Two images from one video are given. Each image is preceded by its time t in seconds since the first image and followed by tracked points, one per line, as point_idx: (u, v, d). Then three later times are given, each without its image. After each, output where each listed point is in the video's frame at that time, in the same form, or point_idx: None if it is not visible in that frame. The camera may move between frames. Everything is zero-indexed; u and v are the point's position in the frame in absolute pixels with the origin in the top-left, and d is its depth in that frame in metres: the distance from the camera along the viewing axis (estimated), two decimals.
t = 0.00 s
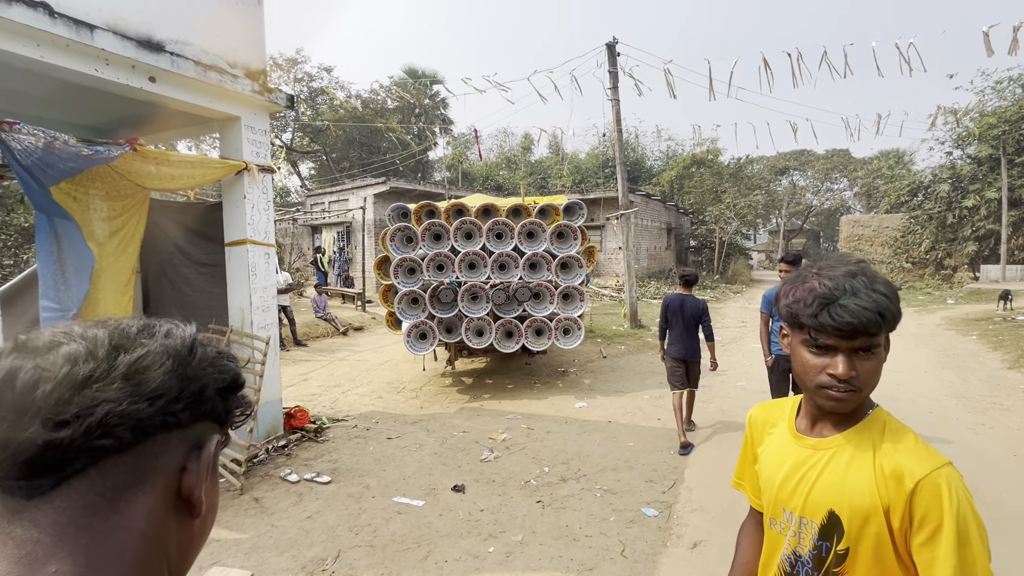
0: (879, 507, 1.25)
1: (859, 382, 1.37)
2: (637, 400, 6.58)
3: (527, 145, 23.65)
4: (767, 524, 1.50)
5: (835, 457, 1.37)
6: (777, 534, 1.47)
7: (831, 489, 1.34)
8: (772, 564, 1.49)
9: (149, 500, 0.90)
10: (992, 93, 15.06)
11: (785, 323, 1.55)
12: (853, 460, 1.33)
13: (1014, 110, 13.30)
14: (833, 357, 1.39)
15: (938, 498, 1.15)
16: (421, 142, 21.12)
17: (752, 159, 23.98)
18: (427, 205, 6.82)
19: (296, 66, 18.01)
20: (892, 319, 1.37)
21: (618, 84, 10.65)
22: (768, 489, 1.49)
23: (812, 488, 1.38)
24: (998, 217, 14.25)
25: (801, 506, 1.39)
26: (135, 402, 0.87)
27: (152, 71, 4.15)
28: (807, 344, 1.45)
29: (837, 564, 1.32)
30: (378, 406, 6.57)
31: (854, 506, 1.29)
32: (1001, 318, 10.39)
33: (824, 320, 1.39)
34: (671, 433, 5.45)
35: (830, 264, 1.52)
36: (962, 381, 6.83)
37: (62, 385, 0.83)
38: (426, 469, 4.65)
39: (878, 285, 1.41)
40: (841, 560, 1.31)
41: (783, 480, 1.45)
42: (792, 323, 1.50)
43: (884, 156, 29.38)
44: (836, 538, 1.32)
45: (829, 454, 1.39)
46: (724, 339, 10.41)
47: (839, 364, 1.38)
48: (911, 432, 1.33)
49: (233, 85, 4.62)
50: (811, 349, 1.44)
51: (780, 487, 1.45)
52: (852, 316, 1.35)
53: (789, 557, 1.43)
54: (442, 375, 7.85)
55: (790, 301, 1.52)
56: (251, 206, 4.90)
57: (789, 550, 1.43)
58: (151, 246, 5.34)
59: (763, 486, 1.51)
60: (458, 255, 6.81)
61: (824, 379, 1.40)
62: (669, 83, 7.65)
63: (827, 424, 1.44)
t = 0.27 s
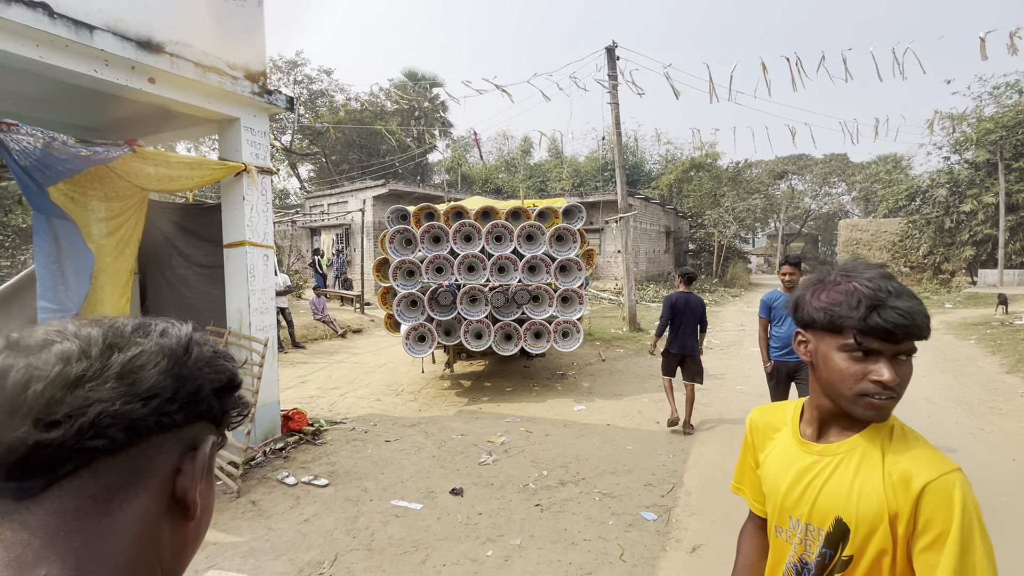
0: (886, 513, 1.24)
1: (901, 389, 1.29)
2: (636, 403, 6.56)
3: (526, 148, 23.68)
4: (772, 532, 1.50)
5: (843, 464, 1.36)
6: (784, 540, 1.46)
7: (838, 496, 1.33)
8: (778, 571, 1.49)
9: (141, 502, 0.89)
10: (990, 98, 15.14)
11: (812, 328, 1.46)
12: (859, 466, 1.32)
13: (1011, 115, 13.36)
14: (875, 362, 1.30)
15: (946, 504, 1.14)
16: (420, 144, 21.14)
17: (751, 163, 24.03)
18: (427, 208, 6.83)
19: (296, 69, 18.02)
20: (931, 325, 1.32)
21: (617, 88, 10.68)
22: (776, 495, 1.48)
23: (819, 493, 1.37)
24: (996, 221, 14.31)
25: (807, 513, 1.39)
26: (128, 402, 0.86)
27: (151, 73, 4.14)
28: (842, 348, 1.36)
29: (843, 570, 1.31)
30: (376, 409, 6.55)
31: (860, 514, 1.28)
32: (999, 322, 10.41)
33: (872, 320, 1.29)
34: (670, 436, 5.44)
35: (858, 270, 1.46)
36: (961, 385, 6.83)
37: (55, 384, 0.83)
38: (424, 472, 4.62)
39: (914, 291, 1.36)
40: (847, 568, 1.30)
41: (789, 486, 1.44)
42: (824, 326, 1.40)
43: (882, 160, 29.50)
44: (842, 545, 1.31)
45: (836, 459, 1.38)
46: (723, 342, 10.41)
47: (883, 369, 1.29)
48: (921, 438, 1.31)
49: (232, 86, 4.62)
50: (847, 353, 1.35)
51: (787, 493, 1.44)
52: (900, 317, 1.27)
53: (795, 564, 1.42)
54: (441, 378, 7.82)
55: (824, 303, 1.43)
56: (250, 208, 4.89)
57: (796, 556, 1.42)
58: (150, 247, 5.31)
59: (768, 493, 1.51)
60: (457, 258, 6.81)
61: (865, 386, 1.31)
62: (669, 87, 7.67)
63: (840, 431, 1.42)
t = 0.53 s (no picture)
0: (906, 521, 1.21)
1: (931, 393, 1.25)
2: (634, 407, 6.54)
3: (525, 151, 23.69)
4: (781, 540, 1.47)
5: (859, 470, 1.33)
6: (795, 549, 1.43)
7: (854, 504, 1.30)
8: None
9: (129, 503, 0.86)
10: (985, 103, 15.22)
11: (836, 329, 1.40)
12: (876, 472, 1.30)
13: (1006, 120, 13.43)
14: (907, 364, 1.26)
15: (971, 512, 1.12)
16: (419, 147, 21.14)
17: (748, 167, 24.09)
18: (425, 209, 6.80)
19: (294, 71, 18.00)
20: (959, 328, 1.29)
21: (616, 91, 10.69)
22: (786, 503, 1.45)
23: (834, 501, 1.34)
24: (991, 226, 14.39)
25: (822, 522, 1.36)
26: (113, 399, 0.84)
27: (149, 73, 4.12)
28: (872, 351, 1.30)
29: None
30: (373, 412, 6.51)
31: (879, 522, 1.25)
32: (996, 326, 10.42)
33: (907, 320, 1.25)
34: (669, 440, 5.41)
35: (882, 270, 1.43)
36: (959, 389, 6.82)
37: (35, 381, 0.79)
38: (422, 476, 4.59)
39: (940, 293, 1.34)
40: None
41: (802, 494, 1.41)
42: (851, 327, 1.35)
43: (878, 165, 29.64)
44: (860, 555, 1.28)
45: (850, 465, 1.35)
46: (721, 346, 10.39)
47: (916, 372, 1.24)
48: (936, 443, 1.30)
49: (230, 87, 4.60)
50: (876, 355, 1.30)
51: (800, 501, 1.41)
52: (936, 318, 1.24)
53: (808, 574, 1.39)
54: (438, 381, 7.78)
55: (851, 302, 1.37)
56: (248, 209, 4.86)
57: (808, 566, 1.39)
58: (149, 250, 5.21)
59: (778, 501, 1.48)
60: (455, 260, 6.78)
61: (896, 391, 1.26)
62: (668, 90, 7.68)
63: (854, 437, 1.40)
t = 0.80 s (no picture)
0: (933, 526, 1.17)
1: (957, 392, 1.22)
2: (632, 409, 6.49)
3: (521, 154, 23.68)
4: (795, 548, 1.41)
5: (880, 474, 1.29)
6: (807, 555, 1.38)
7: (876, 509, 1.26)
8: None
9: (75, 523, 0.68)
10: (978, 107, 15.31)
11: (856, 324, 1.36)
12: (899, 475, 1.26)
13: (999, 124, 13.51)
14: (933, 362, 1.22)
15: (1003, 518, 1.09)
16: (415, 149, 21.10)
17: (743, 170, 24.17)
18: (421, 210, 6.75)
19: (290, 73, 17.94)
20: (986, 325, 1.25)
21: (612, 93, 10.67)
22: (801, 508, 1.39)
23: (855, 505, 1.29)
24: (984, 229, 14.47)
25: (840, 527, 1.31)
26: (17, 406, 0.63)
27: (140, 70, 4.04)
28: (895, 347, 1.26)
29: None
30: (368, 415, 6.43)
31: (903, 528, 1.21)
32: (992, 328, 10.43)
33: (934, 317, 1.21)
34: (668, 442, 5.36)
35: (903, 263, 1.38)
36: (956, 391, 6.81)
37: None
38: (418, 479, 4.51)
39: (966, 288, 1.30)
40: None
41: (817, 498, 1.36)
42: (873, 322, 1.31)
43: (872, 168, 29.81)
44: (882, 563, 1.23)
45: (871, 468, 1.31)
46: (718, 348, 10.37)
47: (942, 371, 1.20)
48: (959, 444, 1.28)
49: (224, 85, 4.52)
50: (901, 351, 1.26)
51: (816, 505, 1.36)
52: (964, 315, 1.20)
53: None
54: (434, 383, 7.71)
55: (874, 296, 1.33)
56: (241, 209, 4.78)
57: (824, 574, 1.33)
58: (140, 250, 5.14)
59: (792, 505, 1.42)
60: (451, 261, 6.72)
61: (920, 390, 1.22)
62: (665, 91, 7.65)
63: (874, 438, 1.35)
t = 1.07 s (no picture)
0: (970, 550, 1.10)
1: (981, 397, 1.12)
2: (628, 412, 6.40)
3: (515, 155, 23.59)
4: (814, 567, 1.34)
5: (908, 490, 1.21)
6: None
7: (904, 529, 1.18)
8: None
9: None
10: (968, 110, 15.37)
11: (869, 324, 1.29)
12: (930, 493, 1.18)
13: (989, 126, 13.56)
14: (950, 366, 1.14)
15: None
16: (408, 150, 20.97)
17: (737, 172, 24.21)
18: (414, 211, 6.65)
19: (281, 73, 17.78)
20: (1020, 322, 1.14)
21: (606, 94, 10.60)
22: (820, 526, 1.31)
23: (880, 524, 1.22)
24: (975, 231, 14.51)
25: (865, 547, 1.23)
26: None
27: (122, 64, 3.91)
28: (909, 349, 1.19)
29: None
30: (360, 419, 6.31)
31: (935, 550, 1.14)
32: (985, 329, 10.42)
33: (949, 317, 1.13)
34: (664, 446, 5.27)
35: (926, 257, 1.29)
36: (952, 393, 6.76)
37: None
38: (409, 485, 4.40)
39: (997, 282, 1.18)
40: None
41: (839, 517, 1.28)
42: (885, 322, 1.24)
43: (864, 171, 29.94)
44: None
45: (898, 484, 1.23)
46: (713, 350, 10.31)
47: (962, 376, 1.12)
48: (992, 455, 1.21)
49: (210, 81, 4.40)
50: (916, 354, 1.18)
51: (837, 523, 1.28)
52: (986, 314, 1.10)
53: None
54: (427, 386, 7.59)
55: (886, 294, 1.26)
56: (228, 208, 4.66)
57: None
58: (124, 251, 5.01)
59: (810, 522, 1.34)
60: (444, 263, 6.62)
61: (937, 396, 1.15)
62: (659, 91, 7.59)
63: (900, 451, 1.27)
